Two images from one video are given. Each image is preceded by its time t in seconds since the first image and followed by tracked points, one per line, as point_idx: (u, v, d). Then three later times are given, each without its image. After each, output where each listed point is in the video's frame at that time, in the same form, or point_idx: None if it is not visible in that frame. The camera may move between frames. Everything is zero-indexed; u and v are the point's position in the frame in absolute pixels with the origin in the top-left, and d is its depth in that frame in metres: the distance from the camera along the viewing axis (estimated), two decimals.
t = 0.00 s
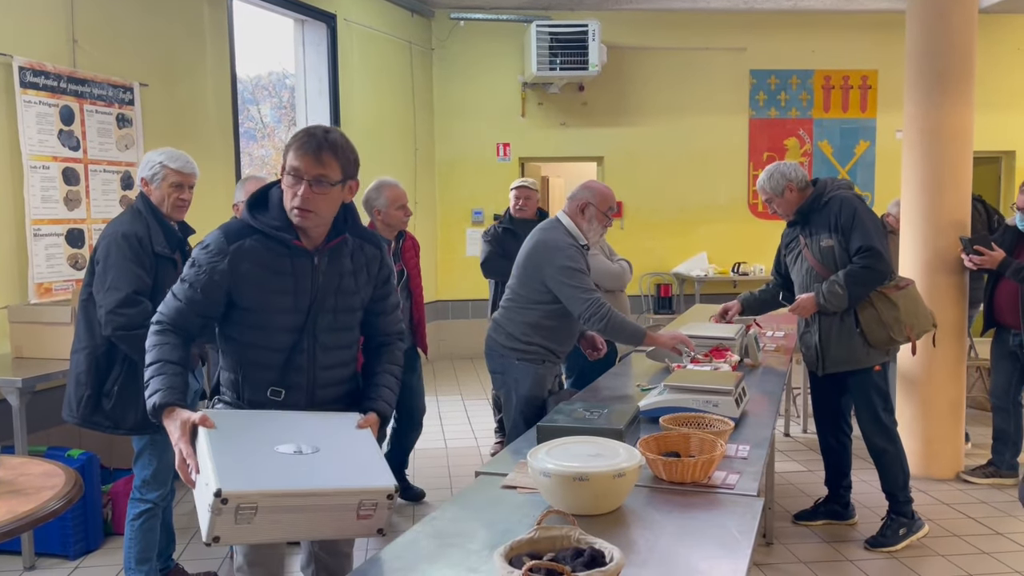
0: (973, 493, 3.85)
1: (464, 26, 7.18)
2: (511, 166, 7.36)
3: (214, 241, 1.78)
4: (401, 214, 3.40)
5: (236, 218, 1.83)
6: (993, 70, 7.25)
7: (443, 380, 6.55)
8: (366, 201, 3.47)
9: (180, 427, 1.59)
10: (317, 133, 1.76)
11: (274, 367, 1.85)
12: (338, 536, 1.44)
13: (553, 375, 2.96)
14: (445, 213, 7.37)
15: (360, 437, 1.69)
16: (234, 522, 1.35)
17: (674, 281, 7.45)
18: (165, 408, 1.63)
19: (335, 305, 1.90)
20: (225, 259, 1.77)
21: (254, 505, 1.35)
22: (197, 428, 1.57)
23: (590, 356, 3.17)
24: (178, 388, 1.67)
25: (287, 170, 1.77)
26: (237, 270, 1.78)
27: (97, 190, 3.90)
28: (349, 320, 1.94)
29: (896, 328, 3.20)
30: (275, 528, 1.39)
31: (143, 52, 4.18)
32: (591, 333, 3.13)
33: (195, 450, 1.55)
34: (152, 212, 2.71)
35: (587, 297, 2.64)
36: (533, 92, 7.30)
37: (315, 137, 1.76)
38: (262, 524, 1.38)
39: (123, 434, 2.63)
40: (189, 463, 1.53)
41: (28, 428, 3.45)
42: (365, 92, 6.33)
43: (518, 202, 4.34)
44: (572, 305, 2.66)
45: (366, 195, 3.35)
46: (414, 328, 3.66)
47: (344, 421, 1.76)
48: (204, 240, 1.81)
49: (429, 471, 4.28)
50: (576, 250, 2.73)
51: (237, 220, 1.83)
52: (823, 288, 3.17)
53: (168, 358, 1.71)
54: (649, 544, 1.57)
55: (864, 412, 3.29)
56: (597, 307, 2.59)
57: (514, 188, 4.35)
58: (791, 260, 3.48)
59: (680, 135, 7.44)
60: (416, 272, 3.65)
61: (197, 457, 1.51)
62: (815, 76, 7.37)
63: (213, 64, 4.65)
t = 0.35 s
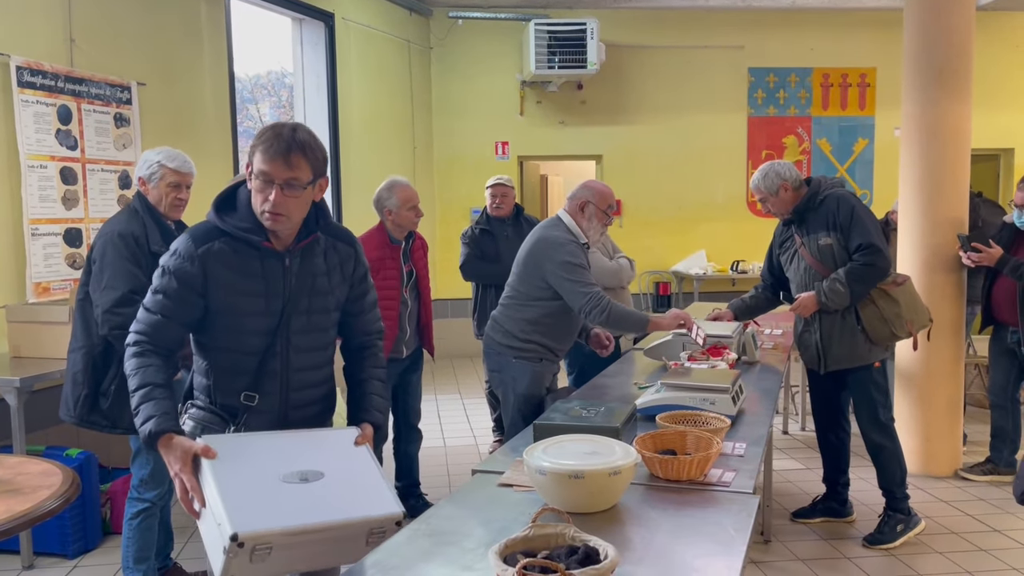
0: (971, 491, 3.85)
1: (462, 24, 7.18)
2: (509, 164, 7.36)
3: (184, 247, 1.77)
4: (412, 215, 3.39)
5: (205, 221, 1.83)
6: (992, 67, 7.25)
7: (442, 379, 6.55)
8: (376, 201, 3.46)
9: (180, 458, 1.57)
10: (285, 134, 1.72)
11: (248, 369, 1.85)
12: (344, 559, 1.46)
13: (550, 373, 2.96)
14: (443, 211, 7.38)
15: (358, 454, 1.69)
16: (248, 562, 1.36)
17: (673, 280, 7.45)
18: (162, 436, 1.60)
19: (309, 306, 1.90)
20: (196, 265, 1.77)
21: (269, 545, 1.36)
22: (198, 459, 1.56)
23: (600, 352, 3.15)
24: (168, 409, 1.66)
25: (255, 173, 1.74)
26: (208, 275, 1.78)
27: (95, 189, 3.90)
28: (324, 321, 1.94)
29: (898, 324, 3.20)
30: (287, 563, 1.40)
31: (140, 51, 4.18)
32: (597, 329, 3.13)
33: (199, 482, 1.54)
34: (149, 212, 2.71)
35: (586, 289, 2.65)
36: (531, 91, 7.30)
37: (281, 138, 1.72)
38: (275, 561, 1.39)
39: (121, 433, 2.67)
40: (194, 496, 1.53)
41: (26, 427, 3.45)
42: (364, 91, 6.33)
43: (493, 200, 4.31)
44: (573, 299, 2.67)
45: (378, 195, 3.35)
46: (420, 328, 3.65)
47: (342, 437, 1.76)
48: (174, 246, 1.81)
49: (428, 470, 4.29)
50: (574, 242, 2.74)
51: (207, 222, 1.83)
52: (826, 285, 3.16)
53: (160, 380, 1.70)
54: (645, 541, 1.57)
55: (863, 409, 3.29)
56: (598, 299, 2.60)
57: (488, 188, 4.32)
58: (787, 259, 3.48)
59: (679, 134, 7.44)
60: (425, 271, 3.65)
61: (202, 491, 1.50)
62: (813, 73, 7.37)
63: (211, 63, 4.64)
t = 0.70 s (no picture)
0: (970, 488, 3.85)
1: (461, 22, 7.17)
2: (509, 162, 7.35)
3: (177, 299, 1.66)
4: (428, 209, 3.39)
5: (197, 265, 1.70)
6: (991, 64, 7.24)
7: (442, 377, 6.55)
8: (392, 196, 3.45)
9: (206, 538, 1.58)
10: (302, 210, 1.60)
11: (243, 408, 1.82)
12: None
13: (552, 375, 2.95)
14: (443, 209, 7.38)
15: (372, 508, 1.78)
16: None
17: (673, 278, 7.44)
18: (189, 515, 1.60)
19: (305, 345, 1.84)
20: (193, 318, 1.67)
21: None
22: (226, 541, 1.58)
23: (612, 367, 3.11)
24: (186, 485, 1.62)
25: (263, 242, 1.63)
26: (205, 327, 1.70)
27: (93, 187, 3.90)
28: (317, 354, 1.89)
29: (895, 321, 3.20)
30: None
31: (138, 49, 4.18)
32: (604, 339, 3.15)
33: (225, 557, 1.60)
34: (146, 210, 2.70)
35: (620, 283, 2.64)
36: (530, 89, 7.29)
37: (292, 211, 1.59)
38: None
39: (119, 432, 2.65)
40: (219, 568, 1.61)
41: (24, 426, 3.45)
42: (363, 89, 6.33)
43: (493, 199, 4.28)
44: (605, 295, 2.67)
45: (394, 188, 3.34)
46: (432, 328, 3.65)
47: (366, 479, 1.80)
48: (166, 292, 1.69)
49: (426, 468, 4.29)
50: (589, 239, 2.73)
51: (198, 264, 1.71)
52: (823, 282, 3.17)
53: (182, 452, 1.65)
54: (641, 538, 1.57)
55: (861, 407, 3.29)
56: (637, 290, 2.59)
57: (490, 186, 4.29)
58: (786, 257, 3.47)
59: (678, 132, 7.43)
60: (438, 270, 3.65)
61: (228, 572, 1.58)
62: (813, 71, 7.36)
63: (209, 62, 4.64)
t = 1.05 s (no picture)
0: (972, 486, 3.85)
1: (462, 21, 7.17)
2: (510, 161, 7.35)
3: (219, 385, 1.66)
4: (426, 204, 3.39)
5: (234, 350, 1.69)
6: (993, 62, 7.23)
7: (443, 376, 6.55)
8: (389, 189, 3.45)
9: None
10: (341, 327, 1.49)
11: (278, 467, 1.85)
12: None
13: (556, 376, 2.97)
14: (445, 208, 7.39)
15: None
16: None
17: (674, 276, 7.44)
18: None
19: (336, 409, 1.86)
20: (233, 403, 1.68)
21: None
22: None
23: (610, 367, 3.10)
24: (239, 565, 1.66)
25: (301, 346, 1.53)
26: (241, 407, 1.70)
27: (95, 186, 3.90)
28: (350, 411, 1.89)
29: (898, 318, 3.20)
30: None
31: (139, 48, 4.18)
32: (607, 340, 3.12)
33: None
34: (147, 208, 2.70)
35: (644, 292, 2.57)
36: (532, 87, 7.28)
37: (333, 324, 1.48)
38: None
39: (120, 431, 2.64)
40: None
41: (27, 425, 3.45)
42: (364, 88, 6.32)
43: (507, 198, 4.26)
44: (629, 305, 2.61)
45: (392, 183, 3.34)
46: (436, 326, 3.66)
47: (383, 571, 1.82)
48: (207, 377, 1.68)
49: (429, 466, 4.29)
50: (606, 243, 2.71)
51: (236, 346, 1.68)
52: (826, 279, 3.17)
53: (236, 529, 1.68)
54: (644, 536, 1.57)
55: (864, 405, 3.29)
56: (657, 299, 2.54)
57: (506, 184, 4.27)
58: (788, 254, 3.47)
59: (680, 130, 7.42)
60: (438, 266, 3.65)
61: None
62: (814, 69, 7.35)
63: (211, 61, 4.63)
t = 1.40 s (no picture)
0: (975, 485, 3.85)
1: (464, 18, 7.17)
2: (512, 158, 7.35)
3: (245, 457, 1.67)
4: (419, 199, 3.39)
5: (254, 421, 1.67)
6: (995, 60, 7.23)
7: (445, 374, 6.55)
8: (381, 185, 3.45)
9: None
10: (353, 405, 1.50)
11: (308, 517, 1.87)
12: None
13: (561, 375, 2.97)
14: (446, 206, 7.39)
15: None
16: None
17: (676, 274, 7.42)
18: None
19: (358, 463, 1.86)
20: (258, 472, 1.68)
21: None
22: None
23: (614, 365, 3.10)
24: None
25: (314, 422, 1.54)
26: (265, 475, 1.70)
27: (98, 184, 3.90)
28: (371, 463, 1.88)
29: (904, 316, 3.21)
30: None
31: (142, 46, 4.18)
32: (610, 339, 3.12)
33: None
34: (150, 206, 2.70)
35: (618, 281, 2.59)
36: (534, 85, 7.28)
37: (345, 402, 1.49)
38: None
39: (124, 429, 2.65)
40: None
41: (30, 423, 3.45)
42: (366, 86, 6.32)
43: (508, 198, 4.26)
44: (602, 292, 2.62)
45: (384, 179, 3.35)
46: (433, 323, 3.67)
47: None
48: (230, 448, 1.68)
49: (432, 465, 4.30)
50: (600, 237, 2.72)
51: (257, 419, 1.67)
52: (831, 277, 3.17)
53: None
54: (649, 535, 1.57)
55: (867, 404, 3.29)
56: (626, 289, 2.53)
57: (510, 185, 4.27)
58: (792, 253, 3.47)
59: (682, 128, 7.42)
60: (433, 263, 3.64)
61: None
62: (816, 67, 7.35)
63: (213, 59, 4.63)
